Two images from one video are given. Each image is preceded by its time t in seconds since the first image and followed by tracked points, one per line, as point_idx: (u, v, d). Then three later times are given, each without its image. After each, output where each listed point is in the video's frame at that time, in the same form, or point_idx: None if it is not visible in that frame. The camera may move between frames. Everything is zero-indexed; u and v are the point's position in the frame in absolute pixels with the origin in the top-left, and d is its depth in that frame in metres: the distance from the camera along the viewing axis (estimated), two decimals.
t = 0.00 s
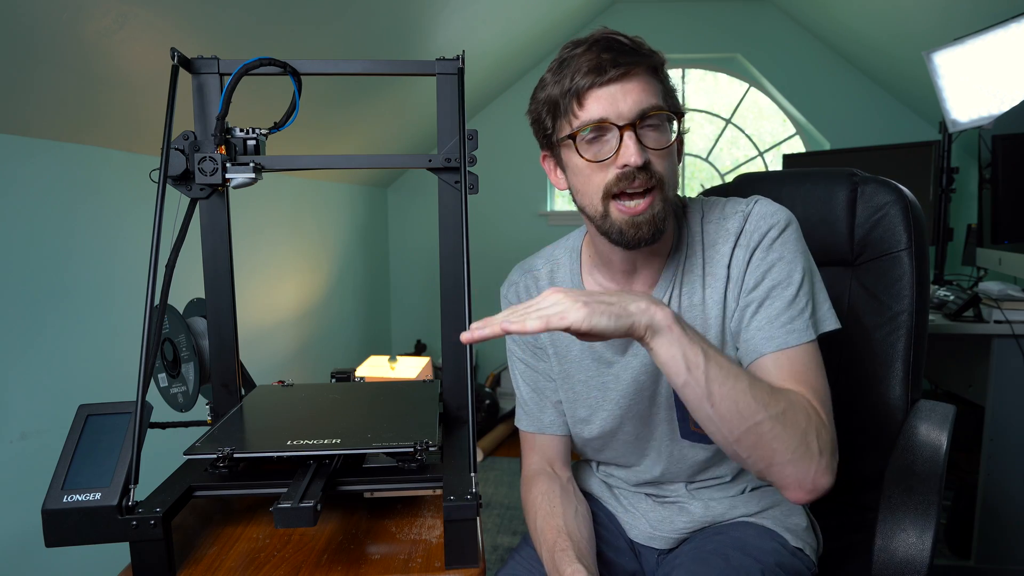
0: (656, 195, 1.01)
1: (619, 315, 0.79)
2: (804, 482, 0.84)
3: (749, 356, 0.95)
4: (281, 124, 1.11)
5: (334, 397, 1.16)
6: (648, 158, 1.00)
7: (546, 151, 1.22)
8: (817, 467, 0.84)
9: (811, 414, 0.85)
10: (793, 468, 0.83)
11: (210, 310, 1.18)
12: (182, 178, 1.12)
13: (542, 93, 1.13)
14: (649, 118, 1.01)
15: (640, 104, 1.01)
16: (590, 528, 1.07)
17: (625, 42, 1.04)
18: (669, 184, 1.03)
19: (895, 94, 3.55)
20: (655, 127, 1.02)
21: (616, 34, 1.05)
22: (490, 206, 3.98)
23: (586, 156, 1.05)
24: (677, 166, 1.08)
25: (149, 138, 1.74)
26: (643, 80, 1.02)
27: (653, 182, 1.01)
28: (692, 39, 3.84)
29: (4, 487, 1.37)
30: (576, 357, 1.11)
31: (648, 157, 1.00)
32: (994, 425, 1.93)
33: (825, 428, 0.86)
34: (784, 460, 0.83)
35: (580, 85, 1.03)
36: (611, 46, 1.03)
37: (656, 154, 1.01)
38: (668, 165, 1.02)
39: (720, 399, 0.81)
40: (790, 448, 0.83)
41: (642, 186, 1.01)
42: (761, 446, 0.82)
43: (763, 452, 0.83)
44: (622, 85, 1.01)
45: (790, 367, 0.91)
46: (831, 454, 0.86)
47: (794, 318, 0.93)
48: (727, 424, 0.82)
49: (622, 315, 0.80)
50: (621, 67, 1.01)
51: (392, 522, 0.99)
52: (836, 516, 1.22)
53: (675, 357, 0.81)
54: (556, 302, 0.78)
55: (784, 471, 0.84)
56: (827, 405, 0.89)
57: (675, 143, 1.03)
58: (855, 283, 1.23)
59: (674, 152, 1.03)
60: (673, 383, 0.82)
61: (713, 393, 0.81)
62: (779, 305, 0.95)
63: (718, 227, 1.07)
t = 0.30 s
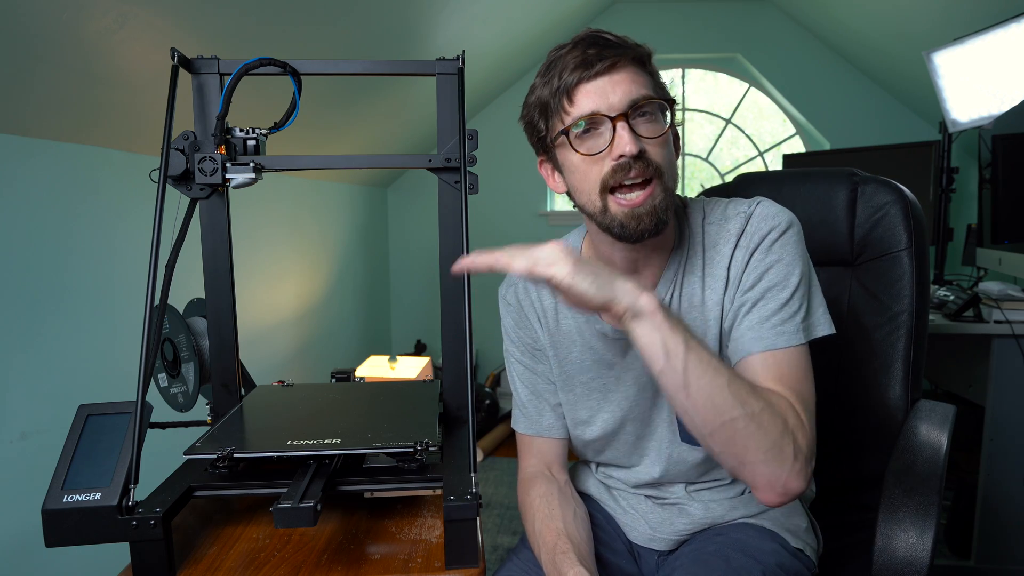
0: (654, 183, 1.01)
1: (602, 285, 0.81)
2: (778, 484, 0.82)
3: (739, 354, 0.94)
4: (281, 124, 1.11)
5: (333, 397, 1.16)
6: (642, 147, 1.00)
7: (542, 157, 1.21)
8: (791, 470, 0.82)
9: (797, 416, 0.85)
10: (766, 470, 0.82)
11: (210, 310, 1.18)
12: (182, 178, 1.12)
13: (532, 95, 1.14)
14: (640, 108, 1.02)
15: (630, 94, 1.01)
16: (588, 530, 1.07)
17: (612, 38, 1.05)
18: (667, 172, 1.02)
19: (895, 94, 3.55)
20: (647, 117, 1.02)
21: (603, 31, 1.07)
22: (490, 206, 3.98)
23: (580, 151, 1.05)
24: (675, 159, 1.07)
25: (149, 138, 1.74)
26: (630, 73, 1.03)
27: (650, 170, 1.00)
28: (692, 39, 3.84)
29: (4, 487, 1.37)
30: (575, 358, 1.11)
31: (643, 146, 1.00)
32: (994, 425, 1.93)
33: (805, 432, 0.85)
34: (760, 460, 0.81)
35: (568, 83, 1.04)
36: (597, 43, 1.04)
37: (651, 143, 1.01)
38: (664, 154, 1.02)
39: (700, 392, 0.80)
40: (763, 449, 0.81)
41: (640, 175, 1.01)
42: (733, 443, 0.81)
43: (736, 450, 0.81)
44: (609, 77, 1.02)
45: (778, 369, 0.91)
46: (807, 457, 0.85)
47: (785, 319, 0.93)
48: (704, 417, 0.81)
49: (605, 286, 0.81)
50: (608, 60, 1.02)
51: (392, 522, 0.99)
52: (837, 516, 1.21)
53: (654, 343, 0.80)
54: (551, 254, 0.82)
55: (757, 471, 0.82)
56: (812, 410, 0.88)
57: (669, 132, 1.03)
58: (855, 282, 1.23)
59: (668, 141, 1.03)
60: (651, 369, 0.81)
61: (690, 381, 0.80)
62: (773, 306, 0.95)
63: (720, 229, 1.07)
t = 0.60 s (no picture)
0: (637, 195, 1.01)
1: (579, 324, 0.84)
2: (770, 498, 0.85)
3: (736, 363, 0.94)
4: (281, 124, 1.11)
5: (333, 397, 1.16)
6: (623, 158, 1.00)
7: (532, 160, 1.20)
8: (783, 486, 0.84)
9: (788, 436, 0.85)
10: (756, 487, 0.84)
11: (210, 310, 1.18)
12: (182, 178, 1.12)
13: (517, 102, 1.14)
14: (624, 116, 1.01)
15: (612, 104, 1.00)
16: (589, 531, 1.07)
17: (595, 42, 1.03)
18: (651, 182, 1.02)
19: (895, 94, 3.55)
20: (631, 124, 1.01)
21: (586, 32, 1.05)
22: (490, 206, 3.98)
23: (562, 162, 1.05)
24: (662, 164, 1.06)
25: (149, 138, 1.74)
26: (613, 79, 1.01)
27: (632, 182, 1.01)
28: (692, 39, 3.84)
29: (4, 487, 1.38)
30: (571, 361, 1.11)
31: (624, 157, 1.00)
32: (994, 426, 1.93)
33: (797, 448, 0.85)
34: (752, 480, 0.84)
35: (551, 90, 1.03)
36: (580, 48, 1.03)
37: (632, 153, 1.01)
38: (647, 164, 1.01)
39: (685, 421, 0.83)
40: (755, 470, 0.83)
41: (622, 188, 1.01)
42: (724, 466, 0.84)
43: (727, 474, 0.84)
44: (591, 85, 1.01)
45: (769, 380, 0.90)
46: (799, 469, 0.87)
47: (781, 329, 0.93)
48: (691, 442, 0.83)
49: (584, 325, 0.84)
50: (587, 68, 1.01)
51: (392, 522, 0.99)
52: (837, 516, 1.21)
53: (636, 378, 0.83)
54: (532, 287, 0.86)
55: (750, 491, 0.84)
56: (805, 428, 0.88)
57: (653, 139, 1.02)
58: (855, 283, 1.23)
59: (652, 149, 1.02)
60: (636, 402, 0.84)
61: (673, 410, 0.83)
62: (769, 315, 0.95)
63: (718, 233, 1.07)
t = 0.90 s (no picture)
0: (581, 238, 0.95)
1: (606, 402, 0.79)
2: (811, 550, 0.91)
3: (778, 397, 1.00)
4: (281, 124, 1.11)
5: (333, 396, 1.16)
6: (566, 205, 0.93)
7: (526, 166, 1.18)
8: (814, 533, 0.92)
9: (817, 496, 0.93)
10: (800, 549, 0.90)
11: (210, 310, 1.18)
12: (182, 178, 1.12)
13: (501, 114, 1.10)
14: (573, 162, 0.92)
15: (559, 146, 0.91)
16: (588, 532, 1.08)
17: (556, 71, 0.93)
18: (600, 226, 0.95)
19: (895, 94, 3.55)
20: (580, 170, 0.92)
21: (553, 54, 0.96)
22: (490, 206, 3.98)
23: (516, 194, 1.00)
24: (627, 199, 0.97)
25: (149, 138, 1.74)
26: (565, 118, 0.91)
27: (575, 228, 0.95)
28: (692, 38, 3.83)
29: (5, 487, 1.38)
30: (572, 364, 1.11)
31: (568, 203, 0.93)
32: (994, 426, 1.93)
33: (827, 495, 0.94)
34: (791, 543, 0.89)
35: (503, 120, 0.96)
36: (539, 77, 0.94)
37: (580, 200, 0.93)
38: (594, 209, 0.94)
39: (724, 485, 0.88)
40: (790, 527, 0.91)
41: (566, 231, 0.96)
42: (761, 536, 0.90)
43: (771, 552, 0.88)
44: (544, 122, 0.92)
45: (808, 417, 0.99)
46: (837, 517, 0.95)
47: (824, 355, 0.99)
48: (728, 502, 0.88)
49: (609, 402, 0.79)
50: (544, 105, 0.92)
51: (392, 522, 0.99)
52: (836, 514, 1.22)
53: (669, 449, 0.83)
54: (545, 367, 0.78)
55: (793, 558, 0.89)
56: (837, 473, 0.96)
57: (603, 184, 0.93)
58: (855, 283, 1.23)
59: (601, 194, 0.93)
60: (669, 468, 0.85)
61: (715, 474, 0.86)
62: (807, 344, 1.00)
63: (729, 245, 1.06)
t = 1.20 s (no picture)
0: (636, 206, 1.01)
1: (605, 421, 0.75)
2: (761, 497, 0.83)
3: (772, 395, 0.95)
4: (281, 124, 1.11)
5: (332, 397, 1.16)
6: (622, 171, 1.00)
7: (523, 171, 1.20)
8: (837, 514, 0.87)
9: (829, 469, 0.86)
10: (758, 483, 0.82)
11: (209, 310, 1.18)
12: (182, 178, 1.12)
13: (507, 112, 1.14)
14: (620, 129, 1.00)
15: (608, 115, 1.00)
16: (589, 533, 1.08)
17: (589, 51, 1.04)
18: (649, 193, 1.02)
19: (895, 94, 3.55)
20: (628, 136, 1.01)
21: (580, 44, 1.05)
22: (490, 206, 3.98)
23: (558, 175, 1.05)
24: (658, 172, 1.06)
25: (149, 138, 1.74)
26: (610, 91, 1.01)
27: (632, 194, 1.01)
28: (692, 38, 3.83)
29: (4, 488, 1.37)
30: (572, 365, 1.12)
31: (622, 169, 1.00)
32: (994, 426, 1.93)
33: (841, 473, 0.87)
34: (753, 470, 0.82)
35: (543, 103, 1.03)
36: (575, 60, 1.03)
37: (631, 166, 1.00)
38: (644, 175, 1.01)
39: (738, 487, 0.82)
40: (776, 454, 0.85)
41: (620, 201, 1.01)
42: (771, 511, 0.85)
43: (733, 467, 0.81)
44: (587, 97, 1.01)
45: (810, 410, 0.93)
46: (824, 505, 0.85)
47: (819, 351, 0.94)
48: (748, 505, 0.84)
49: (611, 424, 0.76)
50: (585, 79, 1.00)
51: (392, 522, 0.99)
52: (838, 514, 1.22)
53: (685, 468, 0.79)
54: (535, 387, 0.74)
55: (743, 485, 0.82)
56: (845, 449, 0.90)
57: (650, 151, 1.02)
58: (855, 283, 1.23)
59: (648, 160, 1.02)
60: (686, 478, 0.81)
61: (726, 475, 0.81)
62: (801, 342, 0.96)
63: (726, 245, 1.06)
